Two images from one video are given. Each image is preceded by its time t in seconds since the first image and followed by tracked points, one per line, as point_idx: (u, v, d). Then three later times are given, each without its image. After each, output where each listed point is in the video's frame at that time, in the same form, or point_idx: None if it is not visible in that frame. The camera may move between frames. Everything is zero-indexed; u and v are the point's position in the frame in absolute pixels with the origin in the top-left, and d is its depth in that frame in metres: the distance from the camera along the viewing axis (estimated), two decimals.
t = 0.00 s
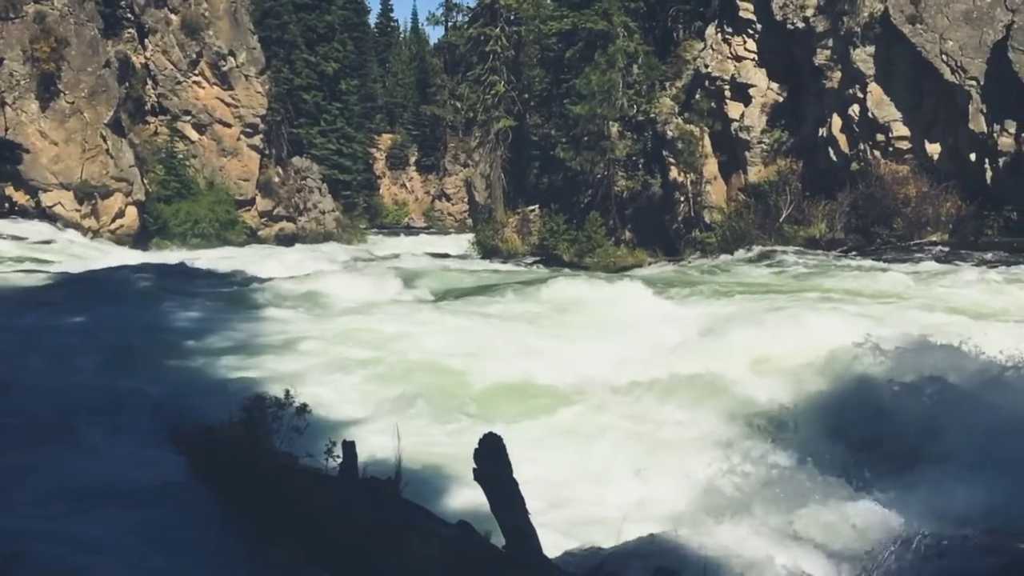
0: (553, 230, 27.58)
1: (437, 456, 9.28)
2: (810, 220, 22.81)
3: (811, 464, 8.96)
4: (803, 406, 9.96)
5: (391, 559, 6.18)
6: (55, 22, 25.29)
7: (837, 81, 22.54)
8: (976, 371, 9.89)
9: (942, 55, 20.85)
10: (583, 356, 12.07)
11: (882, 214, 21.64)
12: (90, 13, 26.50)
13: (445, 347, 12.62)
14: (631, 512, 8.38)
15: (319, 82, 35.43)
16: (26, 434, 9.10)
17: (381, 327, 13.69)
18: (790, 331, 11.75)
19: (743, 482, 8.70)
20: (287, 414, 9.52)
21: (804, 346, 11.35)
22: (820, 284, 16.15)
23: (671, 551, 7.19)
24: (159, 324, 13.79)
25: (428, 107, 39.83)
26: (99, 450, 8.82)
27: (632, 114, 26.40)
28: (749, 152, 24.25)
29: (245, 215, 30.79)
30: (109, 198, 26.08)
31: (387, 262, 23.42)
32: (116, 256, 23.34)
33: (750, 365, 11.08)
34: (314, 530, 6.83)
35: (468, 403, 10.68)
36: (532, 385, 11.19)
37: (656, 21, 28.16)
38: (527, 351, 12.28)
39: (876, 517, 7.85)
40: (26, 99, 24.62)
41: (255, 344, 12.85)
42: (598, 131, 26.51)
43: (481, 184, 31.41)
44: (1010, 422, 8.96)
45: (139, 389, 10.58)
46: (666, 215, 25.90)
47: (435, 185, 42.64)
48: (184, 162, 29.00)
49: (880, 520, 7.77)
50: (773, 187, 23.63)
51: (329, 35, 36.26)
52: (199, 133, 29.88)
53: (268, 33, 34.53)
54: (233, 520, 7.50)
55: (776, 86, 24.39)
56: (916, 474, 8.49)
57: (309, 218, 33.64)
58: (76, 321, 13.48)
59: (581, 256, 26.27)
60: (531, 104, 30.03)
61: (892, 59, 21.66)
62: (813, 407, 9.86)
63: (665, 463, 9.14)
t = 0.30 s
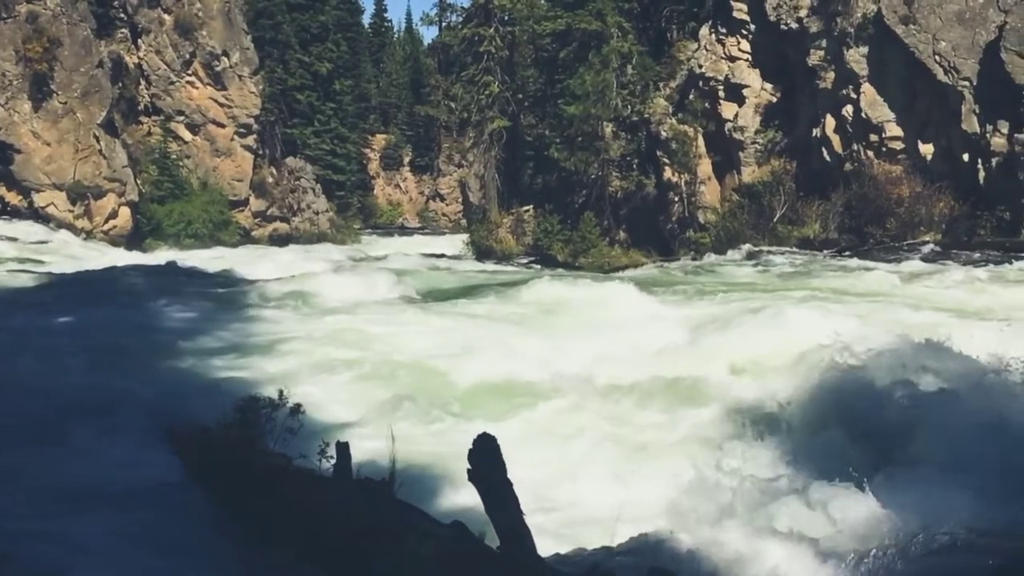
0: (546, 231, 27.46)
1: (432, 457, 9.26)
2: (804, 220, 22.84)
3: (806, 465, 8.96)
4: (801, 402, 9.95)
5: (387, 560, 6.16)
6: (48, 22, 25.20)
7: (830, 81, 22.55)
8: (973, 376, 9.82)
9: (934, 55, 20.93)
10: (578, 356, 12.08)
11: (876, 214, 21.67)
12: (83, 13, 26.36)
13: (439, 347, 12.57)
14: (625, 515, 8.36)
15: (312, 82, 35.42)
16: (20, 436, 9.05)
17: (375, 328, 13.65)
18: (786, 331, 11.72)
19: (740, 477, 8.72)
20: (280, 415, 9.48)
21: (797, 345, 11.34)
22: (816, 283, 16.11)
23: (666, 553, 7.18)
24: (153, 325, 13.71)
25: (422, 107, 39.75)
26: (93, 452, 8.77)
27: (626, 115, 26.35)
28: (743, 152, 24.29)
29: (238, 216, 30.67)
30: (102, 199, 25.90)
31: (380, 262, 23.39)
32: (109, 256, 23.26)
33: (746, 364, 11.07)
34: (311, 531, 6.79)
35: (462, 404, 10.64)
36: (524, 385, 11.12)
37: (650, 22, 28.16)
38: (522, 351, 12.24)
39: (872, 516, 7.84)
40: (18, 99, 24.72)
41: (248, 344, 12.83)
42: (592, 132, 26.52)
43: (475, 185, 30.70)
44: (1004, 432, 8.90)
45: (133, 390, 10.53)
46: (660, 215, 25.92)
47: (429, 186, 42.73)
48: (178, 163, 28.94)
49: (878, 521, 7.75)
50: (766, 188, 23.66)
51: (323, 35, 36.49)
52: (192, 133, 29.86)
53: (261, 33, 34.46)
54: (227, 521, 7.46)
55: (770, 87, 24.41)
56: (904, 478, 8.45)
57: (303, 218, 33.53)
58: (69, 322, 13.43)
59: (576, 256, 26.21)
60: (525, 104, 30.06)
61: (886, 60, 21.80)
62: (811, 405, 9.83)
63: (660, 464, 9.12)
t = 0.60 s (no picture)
0: (543, 232, 27.59)
1: (428, 458, 9.27)
2: (800, 221, 22.93)
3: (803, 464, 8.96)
4: (799, 399, 9.94)
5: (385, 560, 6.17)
6: (43, 23, 25.09)
7: (826, 82, 22.58)
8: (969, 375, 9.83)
9: (930, 56, 20.95)
10: (574, 356, 12.10)
11: (871, 215, 21.72)
12: (78, 14, 26.35)
13: (436, 348, 12.56)
14: (622, 516, 8.37)
15: (308, 83, 35.30)
16: (14, 439, 9.03)
17: (371, 329, 13.64)
18: (781, 331, 11.73)
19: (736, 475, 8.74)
20: (276, 415, 9.46)
21: (793, 345, 11.36)
22: (811, 282, 16.14)
23: (662, 554, 7.20)
24: (149, 327, 13.68)
25: (418, 108, 39.70)
26: (88, 455, 8.74)
27: (622, 115, 26.37)
28: (738, 153, 24.33)
29: (234, 218, 30.65)
30: (98, 200, 25.81)
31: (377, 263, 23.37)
32: (105, 258, 23.21)
33: (742, 364, 11.09)
34: (307, 532, 6.78)
35: (458, 405, 10.63)
36: (520, 386, 11.11)
37: (646, 23, 28.18)
38: (518, 352, 12.26)
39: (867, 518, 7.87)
40: (13, 100, 24.64)
41: (244, 346, 12.82)
42: (589, 133, 26.47)
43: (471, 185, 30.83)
44: (1009, 433, 8.87)
45: (128, 391, 10.52)
46: (657, 216, 25.93)
47: (425, 187, 42.65)
48: (173, 164, 28.91)
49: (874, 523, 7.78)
50: (762, 189, 23.69)
51: (319, 36, 35.94)
52: (188, 135, 29.82)
53: (257, 35, 34.55)
54: (224, 522, 7.46)
55: (765, 87, 24.45)
56: (899, 481, 8.49)
57: (299, 219, 33.43)
58: (65, 324, 13.40)
59: (572, 257, 26.24)
60: (521, 105, 29.93)
61: (881, 62, 21.81)
62: (809, 403, 9.82)
63: (656, 464, 9.12)
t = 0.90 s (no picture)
0: (541, 234, 27.67)
1: (426, 460, 9.26)
2: (798, 223, 22.91)
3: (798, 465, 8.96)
4: (796, 404, 9.96)
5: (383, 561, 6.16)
6: (40, 26, 25.08)
7: (823, 84, 22.66)
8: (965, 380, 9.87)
9: (927, 59, 20.94)
10: (571, 358, 12.13)
11: (869, 217, 21.70)
12: (76, 16, 26.34)
13: (433, 350, 12.56)
14: (619, 519, 8.35)
15: (306, 86, 35.51)
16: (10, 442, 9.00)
17: (369, 332, 13.63)
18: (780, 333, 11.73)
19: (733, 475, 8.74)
20: (275, 418, 9.44)
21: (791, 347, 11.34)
22: (806, 283, 16.24)
23: (660, 555, 7.19)
24: (147, 330, 13.65)
25: (416, 110, 39.69)
26: (84, 459, 8.72)
27: (620, 117, 26.23)
28: (736, 155, 24.34)
29: (232, 220, 30.67)
30: (96, 203, 25.75)
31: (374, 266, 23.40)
32: (102, 261, 23.19)
33: (740, 365, 11.12)
34: (304, 535, 6.76)
35: (455, 408, 10.63)
36: (519, 389, 11.10)
37: (643, 26, 28.15)
38: (517, 354, 12.27)
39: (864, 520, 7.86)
40: (11, 103, 24.69)
41: (242, 349, 12.83)
42: (586, 135, 26.46)
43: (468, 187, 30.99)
44: (1016, 439, 8.88)
45: (125, 394, 10.50)
46: (654, 219, 25.97)
47: (423, 189, 42.70)
48: (171, 167, 28.88)
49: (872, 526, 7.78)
50: (759, 191, 23.73)
51: (317, 38, 36.19)
52: (186, 138, 29.81)
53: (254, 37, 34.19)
54: (221, 525, 7.45)
55: (763, 89, 24.53)
56: (895, 484, 8.50)
57: (297, 222, 33.37)
58: (62, 327, 13.39)
59: (570, 259, 26.28)
60: (519, 107, 29.98)
61: (878, 65, 21.81)
62: (806, 407, 9.84)
63: (654, 466, 9.11)
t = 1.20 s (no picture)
0: (539, 237, 27.42)
1: (424, 464, 9.22)
2: (797, 226, 22.85)
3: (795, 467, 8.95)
4: (792, 408, 9.96)
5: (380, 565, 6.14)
6: (39, 30, 25.06)
7: (821, 88, 22.68)
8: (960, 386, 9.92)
9: (925, 62, 20.97)
10: (569, 361, 12.13)
11: (868, 220, 21.64)
12: (75, 20, 26.35)
13: (431, 353, 12.56)
14: (617, 522, 8.33)
15: (304, 89, 35.59)
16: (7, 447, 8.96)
17: (367, 335, 13.62)
18: (777, 336, 11.73)
19: (731, 478, 8.73)
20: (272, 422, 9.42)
21: (789, 350, 11.35)
22: (801, 284, 16.32)
23: (658, 560, 7.16)
24: (144, 333, 13.62)
25: (415, 114, 39.72)
26: (81, 463, 8.68)
27: (619, 121, 26.32)
28: (734, 158, 24.37)
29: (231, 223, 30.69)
30: (94, 207, 25.82)
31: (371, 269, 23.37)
32: (100, 264, 23.16)
33: (738, 368, 11.12)
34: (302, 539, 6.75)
35: (453, 410, 10.61)
36: (517, 392, 11.09)
37: (641, 29, 28.16)
38: (515, 357, 12.26)
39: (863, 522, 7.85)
40: (9, 107, 24.61)
41: (239, 353, 12.79)
42: (585, 138, 26.36)
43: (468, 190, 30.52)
44: (1015, 444, 8.91)
45: (122, 397, 10.46)
46: (653, 221, 26.00)
47: (421, 193, 42.79)
48: (169, 170, 28.82)
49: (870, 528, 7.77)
50: (758, 194, 23.77)
51: (315, 42, 36.22)
52: (184, 141, 29.85)
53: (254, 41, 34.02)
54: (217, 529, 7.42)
55: (761, 93, 24.61)
56: (892, 485, 8.51)
57: (295, 226, 33.49)
58: (59, 330, 13.34)
59: (569, 263, 26.30)
60: (517, 111, 30.00)
61: (876, 69, 21.90)
62: (802, 411, 9.85)
63: (652, 469, 9.09)
